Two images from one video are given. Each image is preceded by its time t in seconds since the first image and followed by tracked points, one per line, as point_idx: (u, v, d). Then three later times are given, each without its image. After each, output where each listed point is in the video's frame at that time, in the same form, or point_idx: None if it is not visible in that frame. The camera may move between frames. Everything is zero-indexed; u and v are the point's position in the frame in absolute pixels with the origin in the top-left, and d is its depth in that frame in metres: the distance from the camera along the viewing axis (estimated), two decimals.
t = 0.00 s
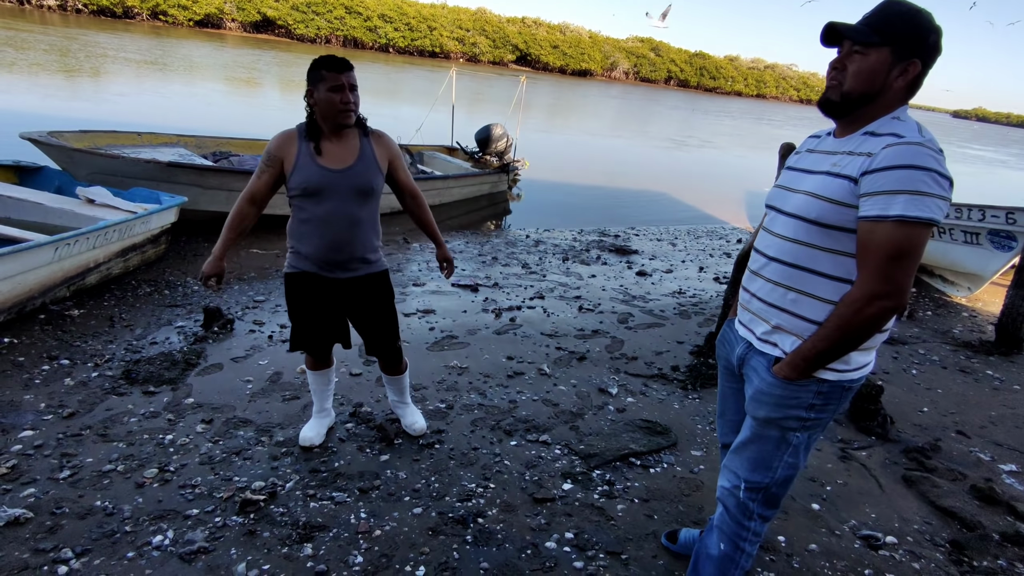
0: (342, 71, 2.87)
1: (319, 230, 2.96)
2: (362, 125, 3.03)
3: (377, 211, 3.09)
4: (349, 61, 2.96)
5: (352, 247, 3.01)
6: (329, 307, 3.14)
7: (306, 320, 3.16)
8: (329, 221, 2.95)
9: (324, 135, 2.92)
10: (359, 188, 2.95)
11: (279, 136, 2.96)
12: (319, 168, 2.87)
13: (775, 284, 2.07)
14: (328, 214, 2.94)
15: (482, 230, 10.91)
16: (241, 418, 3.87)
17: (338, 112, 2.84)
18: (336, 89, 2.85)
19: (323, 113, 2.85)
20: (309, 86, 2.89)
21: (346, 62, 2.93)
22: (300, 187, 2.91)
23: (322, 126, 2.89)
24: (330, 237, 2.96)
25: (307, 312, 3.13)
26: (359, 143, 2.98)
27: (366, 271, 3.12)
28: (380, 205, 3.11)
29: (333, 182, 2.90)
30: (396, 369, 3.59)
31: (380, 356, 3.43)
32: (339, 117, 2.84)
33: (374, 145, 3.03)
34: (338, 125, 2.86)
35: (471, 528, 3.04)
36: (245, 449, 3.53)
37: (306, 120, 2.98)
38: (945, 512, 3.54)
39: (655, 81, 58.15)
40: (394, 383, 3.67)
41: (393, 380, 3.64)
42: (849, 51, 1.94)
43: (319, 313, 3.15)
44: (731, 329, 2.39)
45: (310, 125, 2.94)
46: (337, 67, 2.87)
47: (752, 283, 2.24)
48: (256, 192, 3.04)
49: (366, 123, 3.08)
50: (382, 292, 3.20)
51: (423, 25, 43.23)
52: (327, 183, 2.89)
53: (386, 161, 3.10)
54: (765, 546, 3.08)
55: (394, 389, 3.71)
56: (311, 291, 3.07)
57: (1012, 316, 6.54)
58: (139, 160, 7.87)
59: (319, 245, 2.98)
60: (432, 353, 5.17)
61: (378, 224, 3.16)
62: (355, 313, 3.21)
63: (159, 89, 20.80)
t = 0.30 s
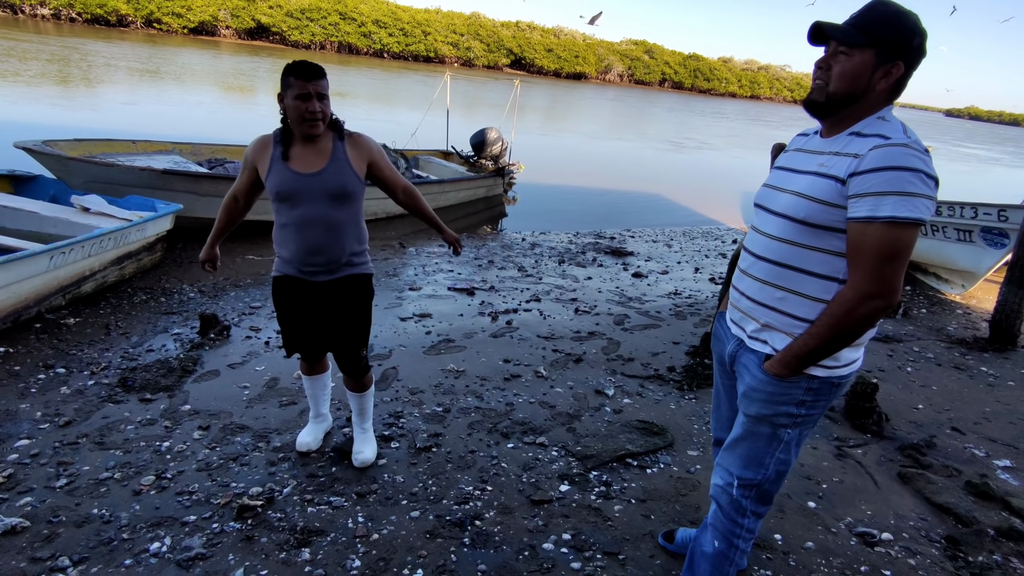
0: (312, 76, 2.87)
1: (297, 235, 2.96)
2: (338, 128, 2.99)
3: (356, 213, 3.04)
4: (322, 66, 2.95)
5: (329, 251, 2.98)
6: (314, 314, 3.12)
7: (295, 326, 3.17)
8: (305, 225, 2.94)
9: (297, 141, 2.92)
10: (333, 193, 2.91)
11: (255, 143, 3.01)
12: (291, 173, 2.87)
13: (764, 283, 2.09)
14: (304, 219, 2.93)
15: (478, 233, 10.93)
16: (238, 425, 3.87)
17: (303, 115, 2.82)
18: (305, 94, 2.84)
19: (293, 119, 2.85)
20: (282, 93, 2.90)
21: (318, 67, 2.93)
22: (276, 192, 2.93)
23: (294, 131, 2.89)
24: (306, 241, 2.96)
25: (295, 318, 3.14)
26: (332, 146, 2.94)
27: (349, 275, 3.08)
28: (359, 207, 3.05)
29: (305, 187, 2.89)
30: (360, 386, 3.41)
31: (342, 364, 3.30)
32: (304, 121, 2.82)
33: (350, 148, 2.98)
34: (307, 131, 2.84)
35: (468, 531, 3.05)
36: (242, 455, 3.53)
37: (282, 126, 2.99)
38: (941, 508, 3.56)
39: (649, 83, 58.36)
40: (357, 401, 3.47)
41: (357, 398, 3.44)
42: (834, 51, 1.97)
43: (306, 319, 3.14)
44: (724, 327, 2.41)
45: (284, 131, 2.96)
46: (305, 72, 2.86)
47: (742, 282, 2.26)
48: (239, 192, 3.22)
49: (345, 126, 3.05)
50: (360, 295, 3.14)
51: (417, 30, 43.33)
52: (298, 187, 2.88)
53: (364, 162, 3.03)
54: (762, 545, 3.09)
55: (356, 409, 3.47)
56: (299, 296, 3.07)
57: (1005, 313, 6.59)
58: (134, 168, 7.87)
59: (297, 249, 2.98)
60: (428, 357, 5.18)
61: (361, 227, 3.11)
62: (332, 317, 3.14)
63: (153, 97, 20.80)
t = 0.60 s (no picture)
0: (291, 86, 2.86)
1: (278, 246, 2.97)
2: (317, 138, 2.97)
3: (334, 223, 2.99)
4: (302, 77, 2.94)
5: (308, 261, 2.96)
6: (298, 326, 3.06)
7: (280, 336, 3.12)
8: (284, 236, 2.94)
9: (277, 151, 2.94)
10: (306, 203, 2.90)
11: (240, 155, 3.05)
12: (268, 184, 2.88)
13: (743, 287, 2.11)
14: (284, 230, 2.94)
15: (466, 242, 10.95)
16: (225, 440, 3.84)
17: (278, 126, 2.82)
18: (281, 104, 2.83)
19: (271, 130, 2.86)
20: (262, 102, 2.91)
21: (298, 78, 2.91)
22: (256, 203, 2.95)
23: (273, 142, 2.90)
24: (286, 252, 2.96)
25: (282, 330, 3.10)
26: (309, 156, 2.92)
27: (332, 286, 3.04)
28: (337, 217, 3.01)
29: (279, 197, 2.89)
30: (329, 400, 3.26)
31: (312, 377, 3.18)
32: (280, 132, 2.82)
33: (326, 158, 2.94)
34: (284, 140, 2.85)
35: (459, 541, 3.04)
36: (228, 471, 3.49)
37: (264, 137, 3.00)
38: (926, 506, 3.61)
39: (634, 91, 58.93)
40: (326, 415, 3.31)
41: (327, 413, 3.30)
42: (805, 59, 2.01)
43: (291, 331, 3.10)
44: (706, 331, 2.44)
45: (265, 143, 2.97)
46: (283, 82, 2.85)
47: (721, 286, 2.28)
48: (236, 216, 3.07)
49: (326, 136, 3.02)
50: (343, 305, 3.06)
51: (401, 40, 43.43)
52: (275, 198, 2.89)
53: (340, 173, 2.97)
54: (751, 547, 3.11)
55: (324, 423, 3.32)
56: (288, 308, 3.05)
57: (984, 312, 6.71)
58: (116, 182, 7.80)
59: (279, 260, 2.99)
60: (417, 367, 5.16)
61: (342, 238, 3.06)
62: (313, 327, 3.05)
63: (136, 110, 20.63)
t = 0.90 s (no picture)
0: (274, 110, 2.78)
1: (255, 269, 2.92)
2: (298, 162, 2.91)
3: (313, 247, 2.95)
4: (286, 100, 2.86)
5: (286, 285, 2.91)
6: (280, 348, 3.04)
7: (259, 363, 3.07)
8: (262, 259, 2.89)
9: (255, 174, 2.87)
10: (284, 225, 2.85)
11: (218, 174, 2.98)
12: (245, 207, 2.83)
13: (717, 300, 2.13)
14: (262, 253, 2.89)
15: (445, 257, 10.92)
16: (201, 467, 3.73)
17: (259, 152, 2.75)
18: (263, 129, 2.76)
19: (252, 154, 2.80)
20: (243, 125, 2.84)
21: (284, 102, 2.83)
22: (234, 226, 2.89)
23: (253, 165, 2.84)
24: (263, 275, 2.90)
25: (260, 353, 3.05)
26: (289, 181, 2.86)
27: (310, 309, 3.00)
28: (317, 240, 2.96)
29: (256, 220, 2.84)
30: (339, 416, 3.36)
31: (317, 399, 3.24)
32: (261, 157, 2.75)
33: (307, 182, 2.89)
34: (264, 167, 2.79)
35: (443, 564, 2.99)
36: (204, 500, 3.40)
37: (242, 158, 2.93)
38: (906, 509, 3.65)
39: (608, 103, 59.71)
40: (337, 430, 3.41)
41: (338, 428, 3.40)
42: (770, 75, 2.04)
43: (269, 354, 3.05)
44: (682, 345, 2.45)
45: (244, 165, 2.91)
46: (267, 106, 2.77)
47: (696, 298, 2.30)
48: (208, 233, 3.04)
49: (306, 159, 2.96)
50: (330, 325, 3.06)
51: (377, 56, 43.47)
52: (253, 221, 2.84)
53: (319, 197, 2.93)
54: (737, 558, 3.11)
55: (339, 437, 3.43)
56: (264, 334, 2.98)
57: (954, 314, 6.86)
58: (85, 205, 7.63)
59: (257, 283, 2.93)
60: (397, 385, 5.10)
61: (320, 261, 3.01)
62: (301, 350, 3.06)
63: (106, 130, 20.29)
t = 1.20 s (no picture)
0: (270, 143, 2.70)
1: (245, 297, 2.84)
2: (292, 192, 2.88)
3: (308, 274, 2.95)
4: (278, 131, 2.79)
5: (280, 313, 2.88)
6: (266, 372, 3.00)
7: (242, 389, 3.01)
8: (253, 288, 2.83)
9: (246, 203, 2.79)
10: (281, 254, 2.81)
11: (202, 199, 2.87)
12: (237, 235, 2.76)
13: (694, 310, 2.15)
14: (252, 280, 2.82)
15: (422, 270, 10.87)
16: (175, 497, 3.62)
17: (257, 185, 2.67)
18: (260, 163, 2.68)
19: (246, 185, 2.71)
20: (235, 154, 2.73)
21: (277, 134, 2.76)
22: (223, 254, 2.80)
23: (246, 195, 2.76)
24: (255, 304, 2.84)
25: (245, 379, 2.98)
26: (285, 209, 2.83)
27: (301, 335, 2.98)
28: (311, 267, 2.97)
29: (251, 247, 2.77)
30: (328, 438, 3.31)
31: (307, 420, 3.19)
32: (261, 191, 2.68)
33: (302, 210, 2.88)
34: (260, 199, 2.73)
35: None
36: (179, 531, 3.29)
37: (230, 185, 2.83)
38: (884, 508, 3.72)
39: (581, 112, 60.37)
40: (325, 452, 3.36)
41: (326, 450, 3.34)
42: (750, 91, 2.07)
43: (256, 380, 3.00)
44: (659, 356, 2.46)
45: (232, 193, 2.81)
46: (264, 139, 2.68)
47: (673, 309, 2.32)
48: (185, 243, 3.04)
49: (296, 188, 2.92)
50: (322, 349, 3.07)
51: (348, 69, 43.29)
52: (247, 250, 2.77)
53: (317, 225, 2.95)
54: (722, 566, 3.12)
55: (327, 460, 3.38)
56: (246, 357, 2.93)
57: (922, 313, 7.05)
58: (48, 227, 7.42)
59: (246, 311, 2.86)
60: (377, 404, 5.03)
61: (312, 287, 3.01)
62: (292, 373, 3.04)
63: (70, 148, 19.81)
